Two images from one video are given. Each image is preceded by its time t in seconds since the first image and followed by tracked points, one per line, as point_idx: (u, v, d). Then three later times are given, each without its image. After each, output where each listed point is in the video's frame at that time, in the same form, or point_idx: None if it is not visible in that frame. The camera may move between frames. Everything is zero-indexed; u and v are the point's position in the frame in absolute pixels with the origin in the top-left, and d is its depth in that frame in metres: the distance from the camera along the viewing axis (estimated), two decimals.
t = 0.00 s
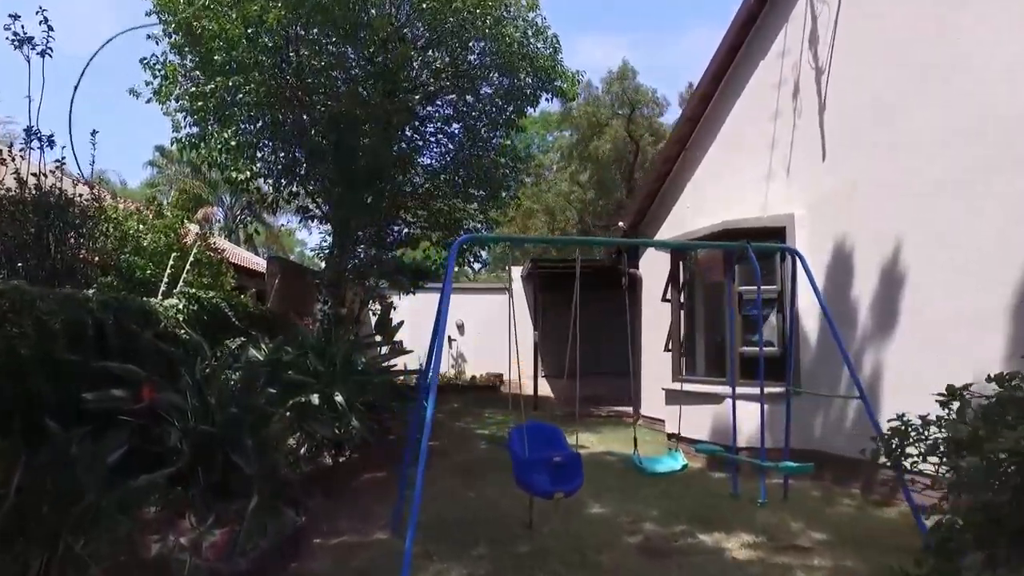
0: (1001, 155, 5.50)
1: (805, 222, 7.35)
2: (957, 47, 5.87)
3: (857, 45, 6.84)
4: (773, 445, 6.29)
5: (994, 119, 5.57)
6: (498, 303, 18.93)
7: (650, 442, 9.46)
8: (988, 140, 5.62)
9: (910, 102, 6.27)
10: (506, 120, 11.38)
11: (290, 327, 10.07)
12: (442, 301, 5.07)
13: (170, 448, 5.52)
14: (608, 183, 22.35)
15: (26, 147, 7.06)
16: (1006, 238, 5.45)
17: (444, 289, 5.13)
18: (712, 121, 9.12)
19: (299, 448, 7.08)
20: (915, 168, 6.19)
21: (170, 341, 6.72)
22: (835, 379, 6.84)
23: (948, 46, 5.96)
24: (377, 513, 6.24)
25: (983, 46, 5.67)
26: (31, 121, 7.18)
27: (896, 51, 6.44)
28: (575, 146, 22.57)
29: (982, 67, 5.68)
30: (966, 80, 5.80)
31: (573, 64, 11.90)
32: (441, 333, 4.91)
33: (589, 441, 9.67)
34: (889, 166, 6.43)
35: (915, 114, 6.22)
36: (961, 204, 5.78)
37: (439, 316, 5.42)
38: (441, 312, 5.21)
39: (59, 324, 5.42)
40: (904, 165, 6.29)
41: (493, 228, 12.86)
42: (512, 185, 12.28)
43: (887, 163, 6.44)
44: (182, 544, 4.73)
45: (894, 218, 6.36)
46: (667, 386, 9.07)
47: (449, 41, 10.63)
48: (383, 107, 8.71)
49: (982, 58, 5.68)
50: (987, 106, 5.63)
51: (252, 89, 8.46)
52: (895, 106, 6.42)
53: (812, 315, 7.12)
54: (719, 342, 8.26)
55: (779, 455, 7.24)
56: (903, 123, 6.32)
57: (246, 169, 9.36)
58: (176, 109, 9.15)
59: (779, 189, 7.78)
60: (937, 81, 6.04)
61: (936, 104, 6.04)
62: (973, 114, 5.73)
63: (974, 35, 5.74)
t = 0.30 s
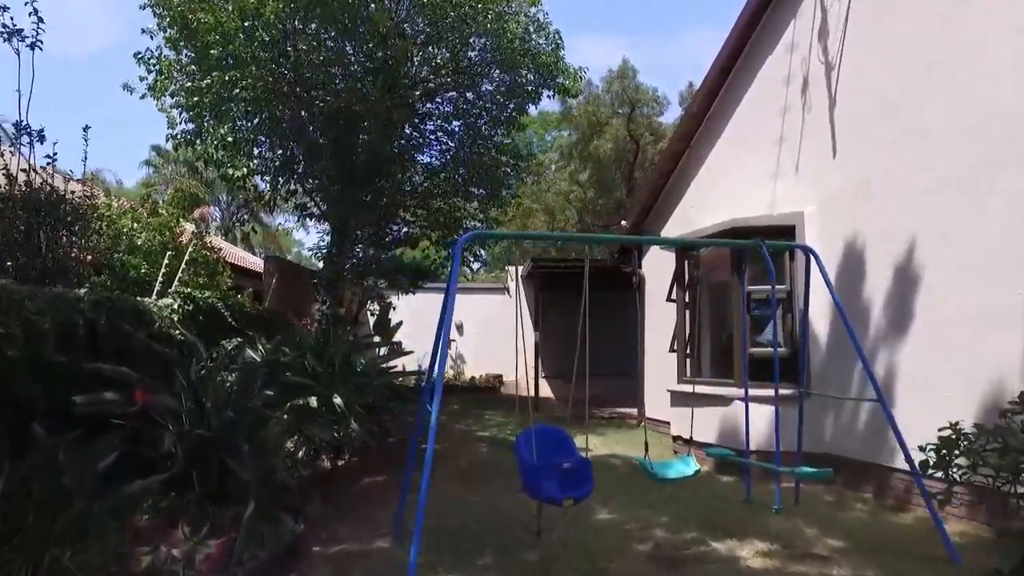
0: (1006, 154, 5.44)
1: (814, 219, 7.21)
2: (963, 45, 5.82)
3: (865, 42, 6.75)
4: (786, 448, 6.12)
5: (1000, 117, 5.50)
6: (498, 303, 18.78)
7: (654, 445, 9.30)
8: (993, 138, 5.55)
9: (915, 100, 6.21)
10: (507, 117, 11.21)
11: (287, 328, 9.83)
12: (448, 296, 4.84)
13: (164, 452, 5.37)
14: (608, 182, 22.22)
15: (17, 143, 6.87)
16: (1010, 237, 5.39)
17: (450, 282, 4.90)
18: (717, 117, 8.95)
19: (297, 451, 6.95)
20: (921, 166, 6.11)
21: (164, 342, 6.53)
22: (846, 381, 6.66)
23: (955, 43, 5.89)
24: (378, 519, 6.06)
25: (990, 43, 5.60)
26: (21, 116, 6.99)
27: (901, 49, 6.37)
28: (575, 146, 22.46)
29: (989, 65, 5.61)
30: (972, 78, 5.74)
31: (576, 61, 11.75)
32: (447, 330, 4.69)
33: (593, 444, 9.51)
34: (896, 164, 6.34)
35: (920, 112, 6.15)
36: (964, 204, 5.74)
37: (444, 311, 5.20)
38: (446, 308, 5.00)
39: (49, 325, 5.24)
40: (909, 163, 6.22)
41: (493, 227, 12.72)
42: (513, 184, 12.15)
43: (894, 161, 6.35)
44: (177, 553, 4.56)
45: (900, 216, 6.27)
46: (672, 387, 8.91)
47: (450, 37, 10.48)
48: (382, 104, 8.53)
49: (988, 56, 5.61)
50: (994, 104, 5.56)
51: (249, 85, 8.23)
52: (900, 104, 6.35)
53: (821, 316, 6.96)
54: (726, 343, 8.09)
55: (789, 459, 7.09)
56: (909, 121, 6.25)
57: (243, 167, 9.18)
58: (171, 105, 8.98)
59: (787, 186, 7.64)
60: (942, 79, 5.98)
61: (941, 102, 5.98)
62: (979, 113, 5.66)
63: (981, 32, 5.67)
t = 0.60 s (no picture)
0: (1007, 158, 5.40)
1: (825, 216, 7.04)
2: (970, 45, 5.72)
3: (874, 38, 6.60)
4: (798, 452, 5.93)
5: (1004, 119, 5.44)
6: (498, 303, 18.62)
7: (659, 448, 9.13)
8: (997, 140, 5.49)
9: (921, 98, 6.11)
10: (508, 114, 11.04)
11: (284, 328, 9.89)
12: (454, 294, 4.62)
13: (157, 458, 5.18)
14: (608, 182, 22.06)
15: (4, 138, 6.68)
16: (1013, 239, 5.32)
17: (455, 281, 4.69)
18: (723, 113, 8.78)
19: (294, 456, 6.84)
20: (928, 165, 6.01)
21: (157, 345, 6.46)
22: (857, 384, 6.50)
23: (962, 41, 5.79)
24: (377, 526, 5.87)
25: (998, 42, 5.51)
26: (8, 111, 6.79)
27: (908, 47, 6.27)
28: (574, 145, 22.31)
29: (998, 64, 5.52)
30: (977, 78, 5.67)
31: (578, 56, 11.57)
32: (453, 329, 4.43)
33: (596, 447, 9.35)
34: (902, 162, 6.24)
35: (926, 110, 6.06)
36: (968, 206, 5.67)
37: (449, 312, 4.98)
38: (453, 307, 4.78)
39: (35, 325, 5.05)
40: (914, 163, 6.13)
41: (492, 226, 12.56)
42: (513, 182, 11.98)
43: (900, 159, 6.25)
44: (168, 565, 4.39)
45: (904, 214, 6.19)
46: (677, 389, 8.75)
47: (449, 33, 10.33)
48: (380, 100, 8.35)
49: (996, 55, 5.53)
50: (998, 105, 5.50)
51: (247, 79, 8.10)
52: (907, 102, 6.24)
53: (832, 316, 6.79)
54: (733, 343, 7.92)
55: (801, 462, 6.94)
56: (914, 120, 6.15)
57: (239, 164, 8.99)
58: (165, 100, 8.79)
59: (794, 184, 7.50)
60: (948, 78, 5.90)
61: (948, 101, 5.89)
62: (985, 113, 5.59)
63: (989, 31, 5.58)
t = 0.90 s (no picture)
0: (1008, 160, 5.37)
1: (835, 213, 6.88)
2: (974, 44, 5.67)
3: (880, 36, 6.49)
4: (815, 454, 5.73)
5: (1005, 120, 5.41)
6: (497, 302, 18.46)
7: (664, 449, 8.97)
8: (998, 141, 5.46)
9: (924, 98, 6.04)
10: (509, 110, 10.88)
11: (280, 327, 9.93)
12: (459, 291, 4.43)
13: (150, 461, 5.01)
14: (608, 180, 21.90)
15: None
16: (1013, 239, 5.31)
17: (459, 278, 4.50)
18: (729, 109, 8.62)
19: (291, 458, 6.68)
20: (933, 164, 5.93)
21: (152, 344, 6.35)
22: (869, 384, 6.34)
23: (966, 41, 5.73)
24: (378, 531, 5.69)
25: (1003, 43, 5.45)
26: None
27: (911, 46, 6.20)
28: (574, 143, 22.17)
29: (1002, 64, 5.45)
30: (978, 79, 5.63)
31: (581, 51, 11.40)
32: (458, 328, 4.22)
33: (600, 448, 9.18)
34: (906, 161, 6.17)
35: (930, 110, 5.99)
36: (969, 206, 5.64)
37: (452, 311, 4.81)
38: (457, 306, 4.58)
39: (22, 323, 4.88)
40: (918, 162, 6.07)
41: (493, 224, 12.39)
42: (514, 180, 11.81)
43: (903, 158, 6.19)
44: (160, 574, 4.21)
45: (909, 212, 6.12)
46: (682, 389, 8.60)
47: (449, 27, 10.17)
48: (380, 94, 8.17)
49: (999, 56, 5.48)
50: (999, 106, 5.47)
51: (243, 72, 7.90)
52: (910, 101, 6.17)
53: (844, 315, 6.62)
54: (740, 342, 7.76)
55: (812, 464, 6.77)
56: (918, 118, 6.09)
57: (234, 158, 8.79)
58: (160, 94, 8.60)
59: (803, 180, 7.35)
60: (950, 78, 5.85)
61: (952, 100, 5.82)
62: (988, 114, 5.54)
63: (994, 32, 5.52)
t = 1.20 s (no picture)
0: (1006, 161, 5.35)
1: (846, 210, 6.73)
2: (979, 44, 5.59)
3: (890, 31, 6.36)
4: (832, 455, 5.57)
5: (1006, 121, 5.37)
6: (496, 302, 18.27)
7: (668, 451, 8.81)
8: (997, 140, 5.43)
9: (928, 98, 5.98)
10: (510, 106, 10.71)
11: (277, 328, 9.71)
12: (466, 286, 4.21)
13: (141, 467, 4.81)
14: (609, 179, 21.74)
15: None
16: (1016, 240, 5.26)
17: (467, 273, 4.29)
18: (735, 104, 8.48)
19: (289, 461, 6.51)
20: (939, 162, 5.86)
21: (144, 345, 6.18)
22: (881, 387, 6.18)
23: (972, 42, 5.64)
24: (379, 538, 5.50)
25: (1007, 45, 5.36)
26: None
27: (921, 41, 6.07)
28: (573, 141, 22.02)
29: (1008, 65, 5.36)
30: (981, 80, 5.58)
31: (583, 47, 11.26)
32: (466, 325, 4.01)
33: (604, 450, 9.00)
34: (909, 159, 6.12)
35: (934, 110, 5.92)
36: (968, 203, 5.62)
37: (459, 307, 4.61)
38: (464, 302, 4.38)
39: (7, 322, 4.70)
40: (919, 161, 6.03)
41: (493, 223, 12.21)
42: (514, 178, 11.62)
43: (905, 154, 6.15)
44: None
45: (916, 210, 6.05)
46: (688, 390, 8.44)
47: (449, 22, 10.00)
48: (379, 88, 7.99)
49: (1003, 57, 5.40)
50: (1001, 107, 5.42)
51: (241, 66, 7.79)
52: (915, 101, 6.10)
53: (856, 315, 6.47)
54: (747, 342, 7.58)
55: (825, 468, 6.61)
56: (922, 118, 6.03)
57: (230, 154, 8.60)
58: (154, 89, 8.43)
59: (811, 177, 7.20)
60: (954, 79, 5.77)
61: (959, 103, 5.74)
62: (993, 114, 5.46)
63: (997, 33, 5.45)
